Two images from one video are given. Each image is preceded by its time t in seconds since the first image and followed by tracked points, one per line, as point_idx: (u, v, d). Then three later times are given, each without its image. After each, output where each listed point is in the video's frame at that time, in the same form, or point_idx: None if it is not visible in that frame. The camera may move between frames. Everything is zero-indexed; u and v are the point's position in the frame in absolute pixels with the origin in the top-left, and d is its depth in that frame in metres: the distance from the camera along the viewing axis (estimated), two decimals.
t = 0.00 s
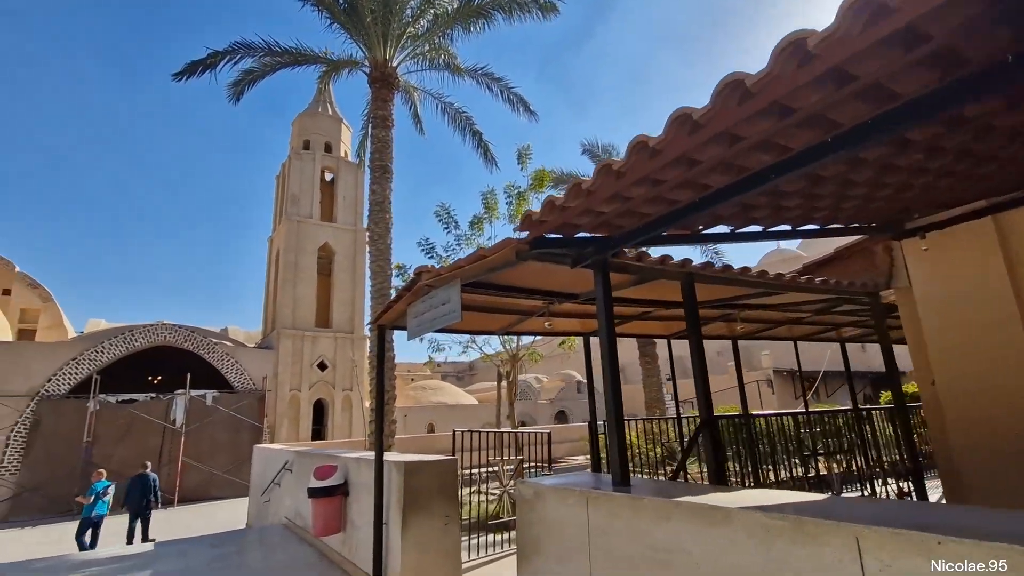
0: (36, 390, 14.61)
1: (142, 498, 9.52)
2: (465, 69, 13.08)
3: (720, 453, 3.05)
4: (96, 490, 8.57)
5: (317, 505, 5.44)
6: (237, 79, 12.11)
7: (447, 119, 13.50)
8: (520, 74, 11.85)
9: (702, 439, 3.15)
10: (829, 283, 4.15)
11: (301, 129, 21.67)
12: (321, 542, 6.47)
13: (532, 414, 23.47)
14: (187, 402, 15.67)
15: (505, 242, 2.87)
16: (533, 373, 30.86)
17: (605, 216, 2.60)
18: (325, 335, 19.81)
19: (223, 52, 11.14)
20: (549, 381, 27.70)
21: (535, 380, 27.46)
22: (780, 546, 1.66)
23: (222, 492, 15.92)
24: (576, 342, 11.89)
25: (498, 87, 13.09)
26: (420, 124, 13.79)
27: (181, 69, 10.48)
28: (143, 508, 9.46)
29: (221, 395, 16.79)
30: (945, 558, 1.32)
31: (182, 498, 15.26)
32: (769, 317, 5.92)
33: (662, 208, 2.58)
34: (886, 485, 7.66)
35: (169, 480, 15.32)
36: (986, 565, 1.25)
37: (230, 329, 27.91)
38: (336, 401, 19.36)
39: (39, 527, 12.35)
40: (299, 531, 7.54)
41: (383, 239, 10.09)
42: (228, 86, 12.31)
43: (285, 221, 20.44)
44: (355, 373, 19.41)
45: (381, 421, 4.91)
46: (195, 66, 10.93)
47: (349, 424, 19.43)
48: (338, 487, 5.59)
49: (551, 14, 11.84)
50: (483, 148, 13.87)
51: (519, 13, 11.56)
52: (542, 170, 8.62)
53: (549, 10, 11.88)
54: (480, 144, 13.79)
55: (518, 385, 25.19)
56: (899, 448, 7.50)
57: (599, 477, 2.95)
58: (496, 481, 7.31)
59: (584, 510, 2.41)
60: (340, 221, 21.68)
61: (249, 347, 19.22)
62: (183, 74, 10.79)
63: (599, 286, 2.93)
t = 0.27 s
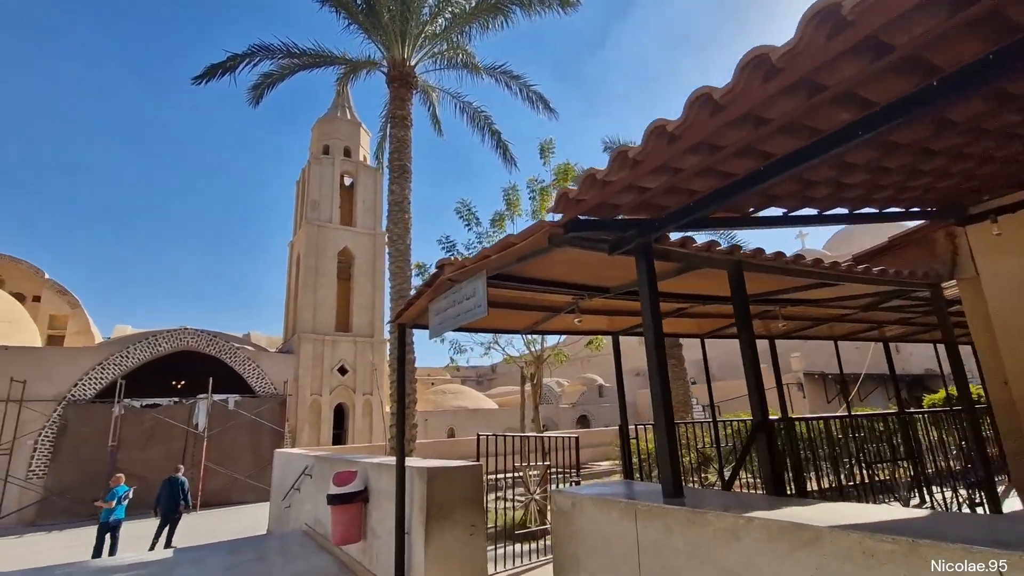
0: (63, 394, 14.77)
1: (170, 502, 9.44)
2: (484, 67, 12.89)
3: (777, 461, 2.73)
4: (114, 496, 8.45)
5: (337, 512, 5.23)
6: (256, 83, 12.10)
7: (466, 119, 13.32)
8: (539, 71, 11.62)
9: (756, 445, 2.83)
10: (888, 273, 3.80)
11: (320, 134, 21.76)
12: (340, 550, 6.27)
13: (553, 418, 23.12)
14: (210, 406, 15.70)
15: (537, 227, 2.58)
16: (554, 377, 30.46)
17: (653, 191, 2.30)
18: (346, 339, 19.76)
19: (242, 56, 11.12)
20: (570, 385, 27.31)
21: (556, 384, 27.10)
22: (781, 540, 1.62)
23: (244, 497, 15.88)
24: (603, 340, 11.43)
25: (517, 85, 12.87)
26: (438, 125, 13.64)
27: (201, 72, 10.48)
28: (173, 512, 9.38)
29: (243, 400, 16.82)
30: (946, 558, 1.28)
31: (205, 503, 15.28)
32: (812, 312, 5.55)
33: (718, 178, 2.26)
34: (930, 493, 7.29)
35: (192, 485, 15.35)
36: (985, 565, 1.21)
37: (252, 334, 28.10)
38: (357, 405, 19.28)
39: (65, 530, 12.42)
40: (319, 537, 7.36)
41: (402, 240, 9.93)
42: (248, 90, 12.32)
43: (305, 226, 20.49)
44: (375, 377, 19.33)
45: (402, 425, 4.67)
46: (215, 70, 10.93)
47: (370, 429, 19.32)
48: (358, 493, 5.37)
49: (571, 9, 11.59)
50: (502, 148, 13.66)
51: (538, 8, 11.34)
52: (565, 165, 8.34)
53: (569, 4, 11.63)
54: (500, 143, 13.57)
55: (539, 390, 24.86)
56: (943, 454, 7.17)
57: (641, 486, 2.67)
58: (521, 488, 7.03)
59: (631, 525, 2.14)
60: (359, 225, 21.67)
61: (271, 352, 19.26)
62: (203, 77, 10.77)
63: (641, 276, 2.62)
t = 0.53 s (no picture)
0: (96, 393, 15.00)
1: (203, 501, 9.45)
2: (509, 63, 12.69)
3: (855, 468, 2.44)
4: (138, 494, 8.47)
5: (362, 515, 5.03)
6: (282, 83, 12.11)
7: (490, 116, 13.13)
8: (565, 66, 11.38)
9: (829, 448, 2.55)
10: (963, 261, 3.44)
11: (345, 136, 21.86)
12: (365, 555, 6.08)
13: (578, 422, 22.72)
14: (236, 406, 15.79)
15: (585, 206, 2.31)
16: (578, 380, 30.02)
17: (720, 161, 2.12)
18: (369, 340, 19.73)
19: (268, 55, 11.13)
20: (595, 388, 26.86)
21: (581, 387, 26.69)
22: (892, 568, 1.35)
23: (270, 497, 15.91)
24: (637, 339, 11.07)
25: (542, 80, 12.64)
26: (463, 124, 13.49)
27: (228, 72, 10.51)
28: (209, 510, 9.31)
29: (268, 400, 16.89)
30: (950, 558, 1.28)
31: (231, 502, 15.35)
32: (866, 308, 5.17)
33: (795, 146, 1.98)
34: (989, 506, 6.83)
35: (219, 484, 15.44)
36: (985, 565, 1.19)
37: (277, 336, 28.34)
38: (381, 406, 19.22)
39: (97, 528, 12.56)
40: (343, 540, 7.19)
41: (427, 238, 9.76)
42: (273, 90, 12.34)
43: (329, 227, 20.57)
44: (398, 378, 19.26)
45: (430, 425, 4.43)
46: (241, 69, 10.96)
47: (394, 429, 19.25)
48: (384, 496, 5.16)
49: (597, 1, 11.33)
50: (527, 145, 13.43)
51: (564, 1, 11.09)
52: (595, 158, 8.06)
53: None
54: (525, 140, 13.34)
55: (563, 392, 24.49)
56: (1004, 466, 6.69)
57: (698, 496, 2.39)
58: (552, 492, 6.76)
59: (700, 540, 1.87)
60: (383, 226, 21.67)
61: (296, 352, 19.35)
62: (229, 77, 10.79)
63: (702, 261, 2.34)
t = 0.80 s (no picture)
0: (106, 393, 14.90)
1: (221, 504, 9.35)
2: (522, 57, 12.44)
3: (937, 472, 2.15)
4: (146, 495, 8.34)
5: (374, 520, 4.78)
6: (292, 78, 11.95)
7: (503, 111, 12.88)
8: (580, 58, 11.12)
9: (905, 450, 2.25)
10: None
11: (355, 135, 21.74)
12: (376, 561, 5.84)
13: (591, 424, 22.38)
14: (246, 407, 15.65)
15: (628, 174, 2.01)
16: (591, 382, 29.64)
17: (796, 115, 1.72)
18: (379, 340, 19.53)
19: (277, 49, 10.96)
20: (607, 390, 26.50)
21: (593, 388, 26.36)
22: None
23: (280, 498, 15.73)
24: (662, 336, 10.69)
25: (555, 74, 12.37)
26: (474, 119, 13.27)
27: (237, 66, 10.36)
28: (232, 509, 9.26)
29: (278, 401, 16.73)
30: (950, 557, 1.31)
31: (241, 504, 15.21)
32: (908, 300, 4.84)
33: (889, 93, 1.69)
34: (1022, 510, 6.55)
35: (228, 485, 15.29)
36: (985, 565, 1.22)
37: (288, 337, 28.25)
38: (391, 407, 19.01)
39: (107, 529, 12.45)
40: (354, 545, 6.95)
41: (439, 234, 9.52)
42: (283, 86, 12.18)
43: (339, 226, 20.42)
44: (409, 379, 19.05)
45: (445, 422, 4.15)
46: (250, 64, 10.80)
47: (404, 431, 19.03)
48: (397, 500, 4.92)
49: None
50: (540, 141, 13.16)
51: None
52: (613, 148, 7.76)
53: None
54: (538, 136, 13.08)
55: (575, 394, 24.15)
56: None
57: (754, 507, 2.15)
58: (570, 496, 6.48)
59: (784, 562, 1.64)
60: (393, 225, 21.48)
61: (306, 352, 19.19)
62: (239, 72, 10.64)
63: (769, 239, 1.98)
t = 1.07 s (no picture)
0: (113, 393, 14.80)
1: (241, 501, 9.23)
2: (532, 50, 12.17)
3: None
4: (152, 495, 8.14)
5: (383, 527, 4.53)
6: (299, 73, 11.75)
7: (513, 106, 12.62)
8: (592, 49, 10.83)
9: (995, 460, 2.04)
10: None
11: (362, 133, 21.57)
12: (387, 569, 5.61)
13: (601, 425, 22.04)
14: (253, 407, 15.50)
15: (677, 141, 1.76)
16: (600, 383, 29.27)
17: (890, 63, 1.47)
18: (388, 340, 19.33)
19: (284, 43, 10.76)
20: (618, 391, 26.16)
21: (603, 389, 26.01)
22: None
23: (288, 499, 15.56)
24: (685, 334, 10.45)
25: (567, 68, 12.09)
26: (483, 115, 13.02)
27: (243, 60, 10.17)
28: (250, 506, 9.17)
29: (286, 401, 16.56)
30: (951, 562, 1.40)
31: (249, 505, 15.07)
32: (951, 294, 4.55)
33: (995, 38, 1.44)
34: None
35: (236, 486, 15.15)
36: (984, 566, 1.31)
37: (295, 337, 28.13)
38: (399, 407, 18.80)
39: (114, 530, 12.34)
40: (363, 550, 6.72)
41: (449, 230, 9.27)
42: (291, 81, 12.00)
43: (347, 225, 20.24)
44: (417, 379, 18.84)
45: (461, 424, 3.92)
46: (256, 58, 10.61)
47: (412, 432, 18.81)
48: (407, 505, 4.69)
49: None
50: (550, 136, 12.88)
51: None
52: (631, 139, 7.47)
53: None
54: (548, 131, 12.80)
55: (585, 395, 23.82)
56: None
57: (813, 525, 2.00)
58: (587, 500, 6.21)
59: None
60: (401, 224, 21.28)
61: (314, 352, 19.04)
62: (245, 66, 10.46)
63: (847, 215, 1.70)
